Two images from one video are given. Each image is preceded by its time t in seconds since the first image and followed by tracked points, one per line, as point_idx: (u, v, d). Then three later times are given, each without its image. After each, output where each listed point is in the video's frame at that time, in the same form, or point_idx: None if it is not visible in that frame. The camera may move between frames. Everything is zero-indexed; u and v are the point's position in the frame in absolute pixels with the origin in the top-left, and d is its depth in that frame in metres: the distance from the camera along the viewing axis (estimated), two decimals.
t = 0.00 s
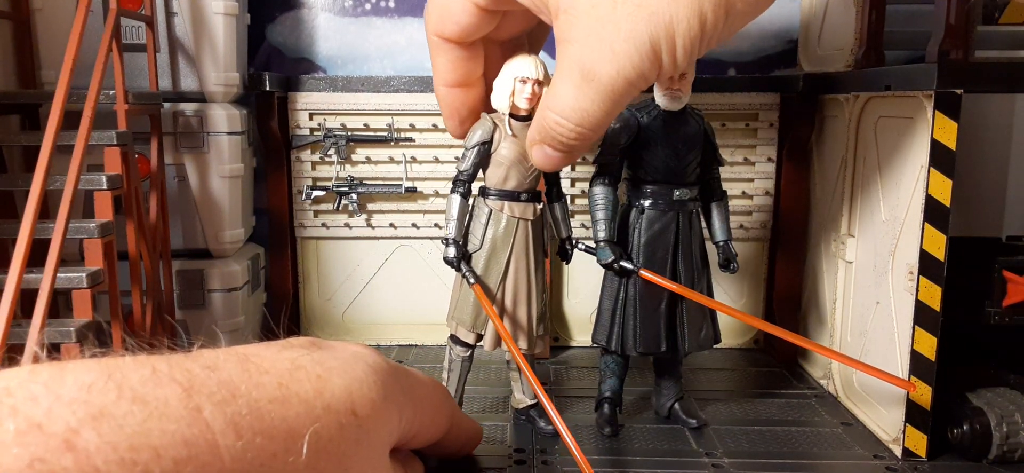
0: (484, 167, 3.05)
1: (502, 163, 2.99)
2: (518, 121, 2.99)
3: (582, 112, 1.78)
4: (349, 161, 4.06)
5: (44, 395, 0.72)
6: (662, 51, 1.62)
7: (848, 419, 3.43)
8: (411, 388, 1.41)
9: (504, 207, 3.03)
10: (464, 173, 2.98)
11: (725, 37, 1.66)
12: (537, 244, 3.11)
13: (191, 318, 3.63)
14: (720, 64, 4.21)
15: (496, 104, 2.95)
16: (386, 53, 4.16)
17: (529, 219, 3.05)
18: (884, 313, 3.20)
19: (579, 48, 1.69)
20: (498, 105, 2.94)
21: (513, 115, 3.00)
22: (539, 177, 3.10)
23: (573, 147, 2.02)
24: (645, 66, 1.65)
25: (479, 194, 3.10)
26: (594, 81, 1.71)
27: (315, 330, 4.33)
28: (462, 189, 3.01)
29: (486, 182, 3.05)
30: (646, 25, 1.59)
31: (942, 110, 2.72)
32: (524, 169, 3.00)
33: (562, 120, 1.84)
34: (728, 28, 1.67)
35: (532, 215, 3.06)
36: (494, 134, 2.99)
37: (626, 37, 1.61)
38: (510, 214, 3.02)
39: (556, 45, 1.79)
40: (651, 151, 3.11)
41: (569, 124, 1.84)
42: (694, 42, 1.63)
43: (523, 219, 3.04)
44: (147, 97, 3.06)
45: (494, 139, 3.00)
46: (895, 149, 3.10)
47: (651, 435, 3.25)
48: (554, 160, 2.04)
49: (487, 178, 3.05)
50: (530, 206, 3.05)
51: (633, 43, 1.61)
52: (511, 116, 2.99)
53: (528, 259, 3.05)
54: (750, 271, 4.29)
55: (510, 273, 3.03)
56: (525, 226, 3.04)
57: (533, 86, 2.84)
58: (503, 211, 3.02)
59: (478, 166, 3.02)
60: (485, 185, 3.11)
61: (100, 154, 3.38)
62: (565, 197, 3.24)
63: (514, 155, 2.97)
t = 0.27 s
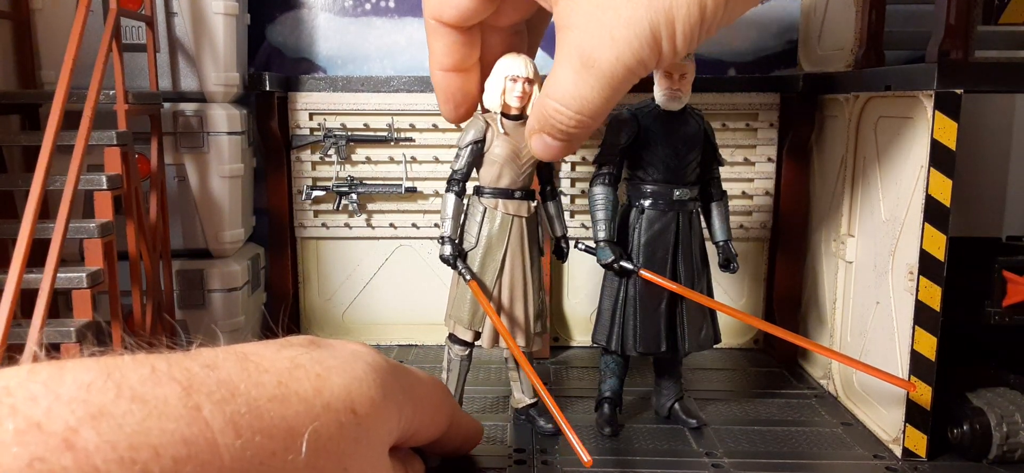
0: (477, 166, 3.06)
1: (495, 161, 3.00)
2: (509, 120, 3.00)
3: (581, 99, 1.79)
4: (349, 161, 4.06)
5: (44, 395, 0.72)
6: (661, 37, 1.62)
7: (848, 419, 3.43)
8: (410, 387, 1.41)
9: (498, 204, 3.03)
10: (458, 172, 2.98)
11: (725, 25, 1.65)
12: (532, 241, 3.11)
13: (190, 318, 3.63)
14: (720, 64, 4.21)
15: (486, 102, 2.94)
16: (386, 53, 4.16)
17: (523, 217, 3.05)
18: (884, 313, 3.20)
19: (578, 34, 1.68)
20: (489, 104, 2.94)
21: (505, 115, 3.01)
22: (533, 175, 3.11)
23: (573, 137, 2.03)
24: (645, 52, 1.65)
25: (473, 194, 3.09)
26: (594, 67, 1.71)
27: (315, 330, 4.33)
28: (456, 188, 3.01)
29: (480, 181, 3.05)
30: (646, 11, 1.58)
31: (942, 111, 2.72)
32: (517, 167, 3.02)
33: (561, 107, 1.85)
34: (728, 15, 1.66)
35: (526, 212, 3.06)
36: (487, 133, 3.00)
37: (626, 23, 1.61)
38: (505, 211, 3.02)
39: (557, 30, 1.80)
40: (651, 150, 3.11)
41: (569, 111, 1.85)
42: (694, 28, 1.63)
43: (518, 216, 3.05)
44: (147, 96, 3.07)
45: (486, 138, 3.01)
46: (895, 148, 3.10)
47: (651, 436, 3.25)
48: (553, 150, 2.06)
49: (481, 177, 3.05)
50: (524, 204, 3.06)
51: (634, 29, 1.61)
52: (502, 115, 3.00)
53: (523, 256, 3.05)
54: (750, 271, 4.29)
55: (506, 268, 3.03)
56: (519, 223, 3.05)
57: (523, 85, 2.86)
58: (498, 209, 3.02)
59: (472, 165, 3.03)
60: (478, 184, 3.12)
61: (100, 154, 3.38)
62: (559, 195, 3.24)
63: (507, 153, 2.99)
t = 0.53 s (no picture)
0: (485, 167, 3.05)
1: (502, 164, 2.97)
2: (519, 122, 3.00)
3: (578, 97, 1.83)
4: (349, 161, 4.06)
5: (47, 398, 0.71)
6: (655, 42, 1.64)
7: (848, 419, 3.43)
8: (409, 389, 1.41)
9: (504, 208, 3.02)
10: (465, 173, 2.98)
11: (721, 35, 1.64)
12: (537, 244, 3.10)
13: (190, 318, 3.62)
14: (720, 64, 4.21)
15: (498, 106, 2.97)
16: (386, 53, 4.16)
17: (530, 221, 3.04)
18: (884, 313, 3.20)
19: (576, 35, 1.73)
20: (500, 106, 2.96)
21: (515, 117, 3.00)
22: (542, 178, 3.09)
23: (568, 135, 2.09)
24: (639, 55, 1.68)
25: (480, 195, 3.10)
26: (590, 67, 1.75)
27: (315, 330, 4.33)
28: (462, 190, 3.01)
29: (488, 182, 3.04)
30: (641, 15, 1.60)
31: (942, 110, 2.72)
32: (525, 169, 2.99)
33: (559, 101, 1.90)
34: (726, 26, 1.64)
35: (532, 216, 3.05)
36: (496, 135, 2.99)
37: (622, 26, 1.63)
38: (509, 215, 3.02)
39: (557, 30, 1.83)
40: (651, 150, 3.12)
41: (566, 106, 1.89)
42: (690, 36, 1.63)
43: (523, 221, 3.04)
44: (147, 97, 3.07)
45: (495, 140, 3.00)
46: (895, 148, 3.10)
47: (650, 436, 3.25)
48: (549, 151, 2.11)
49: (489, 179, 3.04)
50: (531, 207, 3.05)
51: (628, 34, 1.63)
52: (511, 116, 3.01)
53: (527, 260, 3.05)
54: (750, 271, 4.29)
55: (509, 273, 3.03)
56: (524, 228, 3.04)
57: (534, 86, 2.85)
58: (502, 212, 3.02)
59: (479, 166, 3.03)
60: (488, 186, 3.11)
61: (100, 154, 3.38)
62: (570, 198, 3.23)
63: (515, 156, 2.95)
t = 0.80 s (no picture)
0: (485, 168, 3.04)
1: (503, 165, 2.97)
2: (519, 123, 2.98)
3: (578, 98, 1.81)
4: (349, 161, 4.06)
5: (57, 405, 0.71)
6: (655, 43, 1.64)
7: (848, 419, 3.44)
8: (411, 393, 1.41)
9: (505, 209, 3.02)
10: (466, 174, 2.98)
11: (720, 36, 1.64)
12: (537, 243, 3.10)
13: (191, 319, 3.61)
14: (720, 64, 4.21)
15: (498, 106, 2.95)
16: (387, 53, 4.16)
17: (530, 222, 3.04)
18: (884, 313, 3.20)
19: (575, 36, 1.71)
20: (501, 106, 2.94)
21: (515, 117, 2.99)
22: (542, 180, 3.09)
23: (569, 137, 2.05)
24: (639, 56, 1.67)
25: (481, 195, 3.09)
26: (588, 69, 1.73)
27: (316, 330, 4.32)
28: (463, 191, 3.00)
29: (488, 183, 3.04)
30: (641, 16, 1.60)
31: (942, 110, 2.72)
32: (526, 172, 2.99)
33: (558, 103, 1.87)
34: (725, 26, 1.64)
35: (532, 217, 3.05)
36: (496, 135, 2.99)
37: (621, 28, 1.63)
38: (510, 216, 3.01)
39: (555, 33, 1.81)
40: (651, 150, 3.12)
41: (565, 109, 1.86)
42: (689, 36, 1.63)
43: (523, 222, 3.03)
44: (147, 97, 3.07)
45: (496, 141, 2.99)
46: (894, 149, 3.10)
47: (650, 436, 3.25)
48: (549, 153, 2.07)
49: (489, 179, 3.03)
50: (531, 208, 3.05)
51: (627, 35, 1.63)
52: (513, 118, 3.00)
53: (527, 260, 3.05)
54: (750, 271, 4.28)
55: (509, 274, 3.04)
56: (524, 228, 3.04)
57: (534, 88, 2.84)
58: (503, 213, 3.02)
59: (480, 167, 3.02)
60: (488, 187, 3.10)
61: (100, 155, 3.38)
62: (570, 198, 3.24)
63: (516, 158, 2.95)
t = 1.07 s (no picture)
0: (481, 166, 3.07)
1: (498, 163, 3.00)
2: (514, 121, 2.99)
3: (578, 105, 1.79)
4: (349, 161, 4.06)
5: (51, 403, 0.71)
6: (657, 44, 1.64)
7: (848, 419, 3.44)
8: (408, 391, 1.41)
9: (501, 206, 3.03)
10: (462, 173, 2.99)
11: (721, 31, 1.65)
12: (534, 242, 3.10)
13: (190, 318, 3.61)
14: (720, 64, 4.21)
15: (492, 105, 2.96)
16: (387, 53, 4.16)
17: (525, 219, 3.04)
18: (884, 313, 3.20)
19: (575, 41, 1.70)
20: (495, 105, 2.95)
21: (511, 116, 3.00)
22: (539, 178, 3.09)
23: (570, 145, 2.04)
24: (642, 58, 1.66)
25: (477, 195, 3.10)
26: (590, 74, 1.72)
27: (316, 330, 4.33)
28: (461, 189, 3.01)
29: (485, 181, 3.06)
30: (643, 17, 1.59)
31: (942, 110, 2.72)
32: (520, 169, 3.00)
33: (557, 114, 1.85)
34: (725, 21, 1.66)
35: (528, 215, 3.05)
36: (491, 134, 3.00)
37: (622, 30, 1.62)
38: (506, 214, 3.02)
39: (553, 39, 1.79)
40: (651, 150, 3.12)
41: (565, 118, 1.85)
42: (691, 34, 1.63)
43: (519, 220, 3.04)
44: (147, 97, 3.07)
45: (491, 139, 3.01)
46: (894, 149, 3.10)
47: (650, 436, 3.24)
48: (550, 162, 2.07)
49: (485, 178, 3.05)
50: (527, 206, 3.05)
51: (629, 36, 1.62)
52: (508, 117, 2.98)
53: (524, 257, 3.05)
54: (750, 271, 4.28)
55: (506, 272, 3.04)
56: (520, 226, 3.04)
57: (528, 86, 2.85)
58: (499, 210, 3.02)
59: (476, 165, 3.04)
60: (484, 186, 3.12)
61: (100, 154, 3.38)
62: (566, 196, 3.24)
63: (510, 156, 2.98)
